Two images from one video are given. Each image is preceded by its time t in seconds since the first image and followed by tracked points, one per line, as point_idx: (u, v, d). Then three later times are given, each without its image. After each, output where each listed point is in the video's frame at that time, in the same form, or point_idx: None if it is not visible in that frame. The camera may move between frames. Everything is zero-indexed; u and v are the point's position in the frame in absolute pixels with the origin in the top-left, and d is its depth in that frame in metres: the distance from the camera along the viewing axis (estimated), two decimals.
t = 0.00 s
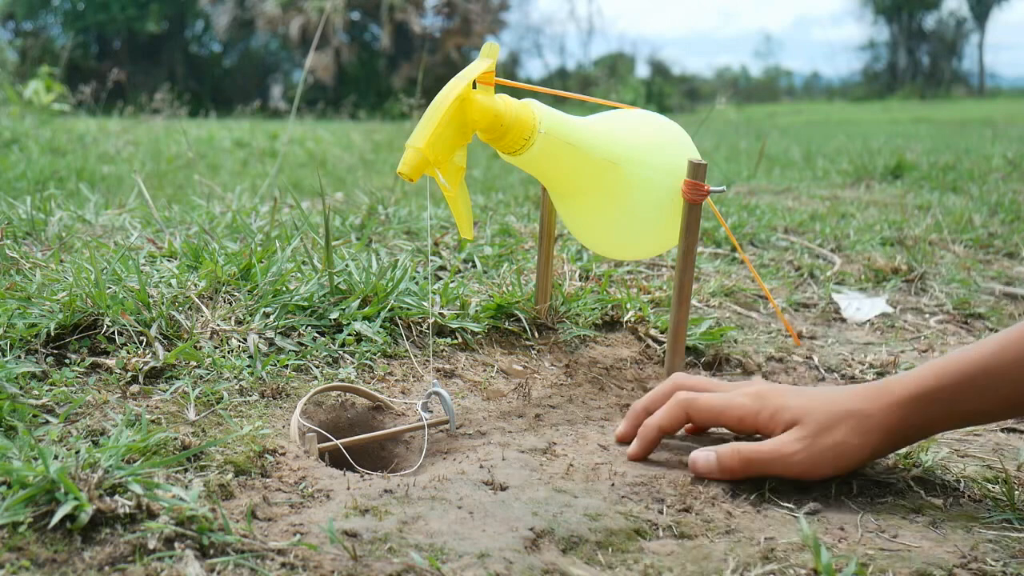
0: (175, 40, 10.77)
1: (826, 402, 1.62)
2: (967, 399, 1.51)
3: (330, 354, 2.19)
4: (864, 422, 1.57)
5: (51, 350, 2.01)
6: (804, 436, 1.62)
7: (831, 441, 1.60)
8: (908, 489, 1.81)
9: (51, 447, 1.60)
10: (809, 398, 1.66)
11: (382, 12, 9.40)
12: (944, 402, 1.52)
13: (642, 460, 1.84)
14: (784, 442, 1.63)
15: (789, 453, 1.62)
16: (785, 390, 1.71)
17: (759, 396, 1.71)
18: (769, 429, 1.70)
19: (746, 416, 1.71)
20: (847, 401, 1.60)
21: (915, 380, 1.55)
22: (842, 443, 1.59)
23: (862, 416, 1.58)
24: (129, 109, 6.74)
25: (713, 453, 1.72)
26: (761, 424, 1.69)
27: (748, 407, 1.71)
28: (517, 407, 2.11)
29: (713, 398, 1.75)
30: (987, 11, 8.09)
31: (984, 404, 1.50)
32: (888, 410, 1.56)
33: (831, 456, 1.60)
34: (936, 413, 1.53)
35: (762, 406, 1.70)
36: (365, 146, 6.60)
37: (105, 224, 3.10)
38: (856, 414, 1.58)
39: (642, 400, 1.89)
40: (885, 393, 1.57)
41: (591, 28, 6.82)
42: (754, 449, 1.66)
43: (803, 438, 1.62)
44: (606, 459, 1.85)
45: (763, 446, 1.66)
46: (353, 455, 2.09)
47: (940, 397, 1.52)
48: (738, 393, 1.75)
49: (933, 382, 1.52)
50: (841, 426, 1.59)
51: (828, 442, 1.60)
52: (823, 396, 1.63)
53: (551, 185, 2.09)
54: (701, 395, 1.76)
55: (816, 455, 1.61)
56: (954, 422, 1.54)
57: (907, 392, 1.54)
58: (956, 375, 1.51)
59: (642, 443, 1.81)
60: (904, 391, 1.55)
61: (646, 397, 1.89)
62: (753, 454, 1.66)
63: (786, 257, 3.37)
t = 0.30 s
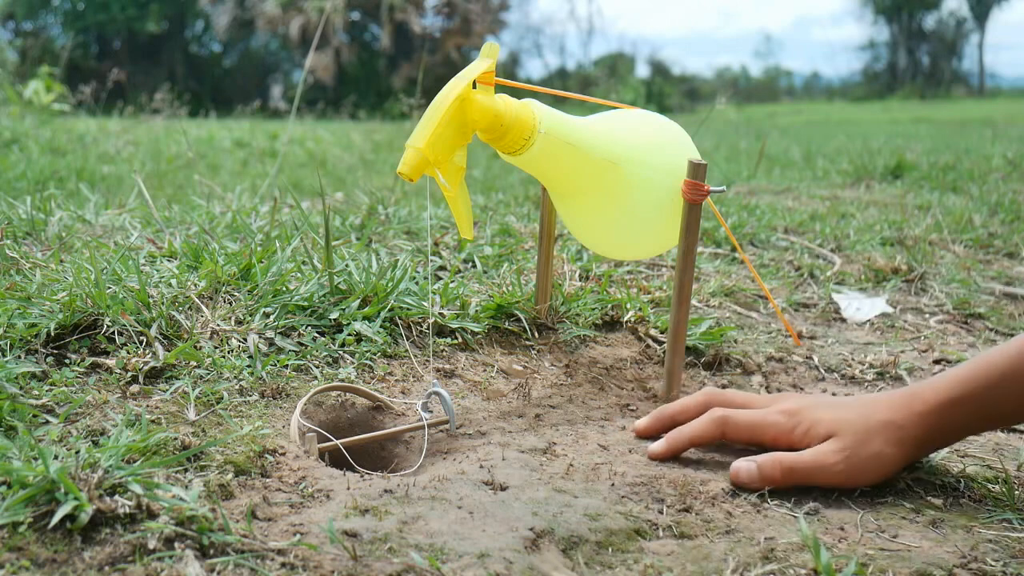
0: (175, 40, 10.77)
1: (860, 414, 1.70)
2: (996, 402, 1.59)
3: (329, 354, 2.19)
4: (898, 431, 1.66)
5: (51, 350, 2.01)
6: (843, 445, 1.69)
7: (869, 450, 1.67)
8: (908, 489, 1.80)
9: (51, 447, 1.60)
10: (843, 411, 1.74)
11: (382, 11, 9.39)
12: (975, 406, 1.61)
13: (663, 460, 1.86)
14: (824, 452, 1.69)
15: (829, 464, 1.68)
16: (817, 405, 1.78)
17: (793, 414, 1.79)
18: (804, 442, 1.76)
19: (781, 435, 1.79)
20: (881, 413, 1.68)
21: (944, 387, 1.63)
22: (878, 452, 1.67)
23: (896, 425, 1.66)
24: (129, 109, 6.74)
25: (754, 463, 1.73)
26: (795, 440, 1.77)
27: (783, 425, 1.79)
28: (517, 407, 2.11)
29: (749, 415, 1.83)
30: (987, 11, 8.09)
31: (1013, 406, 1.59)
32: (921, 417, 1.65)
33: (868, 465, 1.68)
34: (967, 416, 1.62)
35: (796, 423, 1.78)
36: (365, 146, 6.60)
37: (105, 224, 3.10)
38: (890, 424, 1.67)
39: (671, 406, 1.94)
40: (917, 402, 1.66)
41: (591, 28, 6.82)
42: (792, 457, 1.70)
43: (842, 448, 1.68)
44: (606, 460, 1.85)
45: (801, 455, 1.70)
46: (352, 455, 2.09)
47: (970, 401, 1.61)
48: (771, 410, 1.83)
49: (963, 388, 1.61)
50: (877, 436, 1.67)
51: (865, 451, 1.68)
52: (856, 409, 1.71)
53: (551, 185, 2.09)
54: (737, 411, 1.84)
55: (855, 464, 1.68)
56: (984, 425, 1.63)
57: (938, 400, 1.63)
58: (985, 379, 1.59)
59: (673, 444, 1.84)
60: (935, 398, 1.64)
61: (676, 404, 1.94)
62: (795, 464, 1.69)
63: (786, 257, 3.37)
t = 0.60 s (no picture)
0: (175, 41, 10.78)
1: (860, 416, 1.70)
2: (995, 404, 1.60)
3: (329, 354, 2.19)
4: (898, 434, 1.66)
5: (51, 350, 2.01)
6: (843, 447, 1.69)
7: (869, 452, 1.67)
8: (908, 489, 1.80)
9: (51, 447, 1.60)
10: (842, 413, 1.73)
11: (382, 11, 9.39)
12: (975, 408, 1.61)
13: (663, 460, 1.85)
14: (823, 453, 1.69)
15: (829, 466, 1.68)
16: (816, 406, 1.78)
17: (793, 414, 1.79)
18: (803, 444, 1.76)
19: (780, 435, 1.80)
20: (881, 415, 1.68)
21: (944, 390, 1.64)
22: (879, 455, 1.67)
23: (896, 428, 1.66)
24: (128, 109, 6.74)
25: (753, 463, 1.73)
26: (795, 440, 1.77)
27: (782, 424, 1.79)
28: (517, 407, 2.11)
29: (748, 414, 1.82)
30: (987, 12, 8.09)
31: (1012, 407, 1.60)
32: (921, 420, 1.65)
33: (867, 467, 1.68)
34: (967, 418, 1.63)
35: (795, 424, 1.78)
36: (366, 146, 6.60)
37: (105, 224, 3.10)
38: (890, 426, 1.67)
39: (671, 405, 1.94)
40: (917, 405, 1.66)
41: (591, 28, 6.82)
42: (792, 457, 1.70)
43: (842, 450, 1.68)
44: (606, 459, 1.85)
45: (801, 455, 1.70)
46: (353, 455, 2.09)
47: (970, 403, 1.61)
48: (770, 410, 1.83)
49: (963, 390, 1.61)
50: (877, 438, 1.67)
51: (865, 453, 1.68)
52: (856, 411, 1.71)
53: (551, 185, 2.09)
54: (736, 410, 1.84)
55: (855, 467, 1.68)
56: (983, 426, 1.64)
57: (938, 402, 1.63)
58: (986, 381, 1.59)
59: (673, 444, 1.84)
60: (935, 401, 1.64)
61: (676, 404, 1.93)
62: (794, 466, 1.69)
63: (786, 257, 3.37)
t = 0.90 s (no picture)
0: (175, 41, 10.78)
1: (860, 418, 1.70)
2: (994, 403, 1.60)
3: (329, 354, 2.19)
4: (898, 435, 1.66)
5: (51, 349, 2.01)
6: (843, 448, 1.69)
7: (869, 453, 1.67)
8: (908, 489, 1.80)
9: (51, 447, 1.60)
10: (842, 414, 1.73)
11: (382, 11, 9.39)
12: (974, 408, 1.61)
13: (664, 461, 1.85)
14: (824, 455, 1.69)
15: (829, 467, 1.68)
16: (817, 407, 1.78)
17: (793, 415, 1.79)
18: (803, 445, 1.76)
19: (781, 435, 1.79)
20: (881, 416, 1.68)
21: (944, 390, 1.64)
22: (879, 456, 1.67)
23: (896, 429, 1.66)
24: (128, 109, 6.74)
25: (753, 463, 1.73)
26: (796, 441, 1.77)
27: (783, 425, 1.79)
28: (517, 407, 2.11)
29: (748, 414, 1.82)
30: (987, 12, 8.08)
31: (1012, 406, 1.60)
32: (921, 421, 1.65)
33: (868, 468, 1.68)
34: (966, 418, 1.63)
35: (796, 424, 1.78)
36: (365, 146, 6.60)
37: (105, 224, 3.10)
38: (890, 427, 1.67)
39: (671, 405, 1.94)
40: (917, 405, 1.66)
41: (591, 28, 6.83)
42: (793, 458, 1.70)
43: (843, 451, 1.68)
44: (606, 460, 1.85)
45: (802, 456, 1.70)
46: (353, 455, 2.09)
47: (969, 403, 1.61)
48: (771, 410, 1.83)
49: (963, 390, 1.61)
50: (878, 439, 1.67)
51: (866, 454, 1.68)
52: (856, 412, 1.71)
53: (551, 185, 2.09)
54: (736, 410, 1.84)
55: (856, 468, 1.68)
56: (983, 426, 1.64)
57: (938, 403, 1.64)
58: (985, 381, 1.59)
59: (674, 445, 1.84)
60: (934, 402, 1.64)
61: (676, 404, 1.93)
62: (795, 467, 1.69)
63: (786, 257, 3.37)
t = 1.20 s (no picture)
0: (175, 41, 10.79)
1: (861, 418, 1.69)
2: (994, 404, 1.60)
3: (329, 354, 2.19)
4: (899, 435, 1.66)
5: (51, 350, 2.01)
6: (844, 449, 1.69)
7: (870, 454, 1.67)
8: (908, 489, 1.80)
9: (51, 447, 1.60)
10: (842, 415, 1.73)
11: (382, 12, 9.39)
12: (975, 409, 1.61)
13: (665, 461, 1.85)
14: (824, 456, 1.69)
15: (829, 468, 1.68)
16: (817, 407, 1.78)
17: (794, 415, 1.79)
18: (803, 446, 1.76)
19: (782, 435, 1.80)
20: (882, 417, 1.68)
21: (944, 391, 1.64)
22: (880, 457, 1.67)
23: (897, 430, 1.66)
24: (129, 109, 6.75)
25: (753, 463, 1.73)
26: (796, 440, 1.78)
27: (784, 425, 1.79)
28: (517, 407, 2.11)
29: (749, 415, 1.82)
30: (987, 12, 8.08)
31: (1011, 406, 1.60)
32: (921, 421, 1.65)
33: (868, 469, 1.68)
34: (967, 418, 1.63)
35: (797, 424, 1.78)
36: (365, 146, 6.59)
37: (105, 224, 3.10)
38: (891, 428, 1.67)
39: (671, 405, 1.94)
40: (918, 406, 1.66)
41: (590, 29, 6.83)
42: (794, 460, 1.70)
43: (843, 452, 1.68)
44: (606, 460, 1.85)
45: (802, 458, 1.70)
46: (353, 455, 2.09)
47: (970, 403, 1.61)
48: (771, 410, 1.83)
49: (964, 391, 1.61)
50: (878, 440, 1.67)
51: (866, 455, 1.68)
52: (856, 412, 1.71)
53: (551, 185, 2.09)
54: (737, 411, 1.84)
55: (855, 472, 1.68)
56: (983, 426, 1.64)
57: (938, 404, 1.63)
58: (986, 381, 1.59)
59: (674, 445, 1.84)
60: (935, 402, 1.64)
61: (677, 404, 1.93)
62: (795, 467, 1.69)
63: (786, 257, 3.37)
